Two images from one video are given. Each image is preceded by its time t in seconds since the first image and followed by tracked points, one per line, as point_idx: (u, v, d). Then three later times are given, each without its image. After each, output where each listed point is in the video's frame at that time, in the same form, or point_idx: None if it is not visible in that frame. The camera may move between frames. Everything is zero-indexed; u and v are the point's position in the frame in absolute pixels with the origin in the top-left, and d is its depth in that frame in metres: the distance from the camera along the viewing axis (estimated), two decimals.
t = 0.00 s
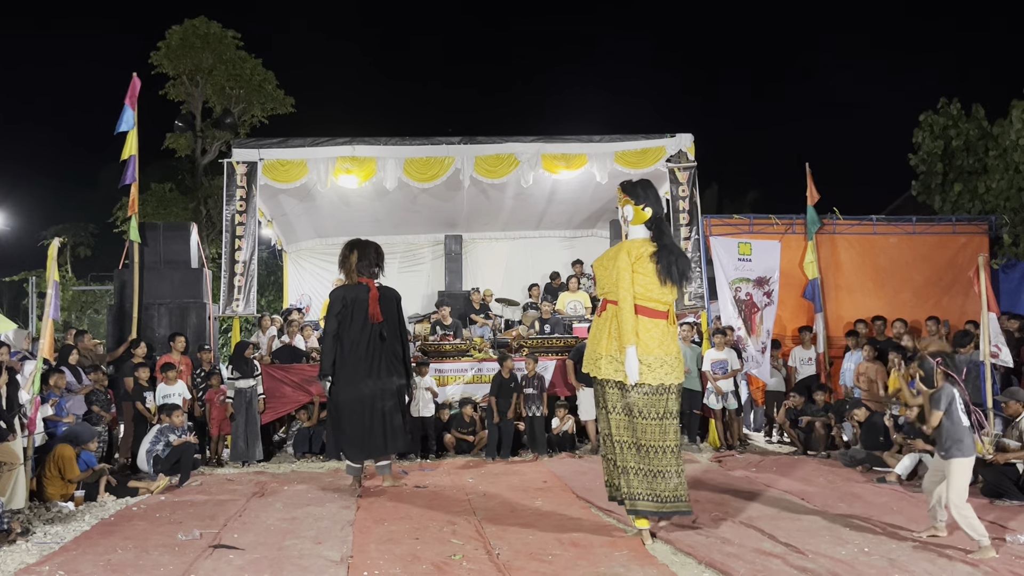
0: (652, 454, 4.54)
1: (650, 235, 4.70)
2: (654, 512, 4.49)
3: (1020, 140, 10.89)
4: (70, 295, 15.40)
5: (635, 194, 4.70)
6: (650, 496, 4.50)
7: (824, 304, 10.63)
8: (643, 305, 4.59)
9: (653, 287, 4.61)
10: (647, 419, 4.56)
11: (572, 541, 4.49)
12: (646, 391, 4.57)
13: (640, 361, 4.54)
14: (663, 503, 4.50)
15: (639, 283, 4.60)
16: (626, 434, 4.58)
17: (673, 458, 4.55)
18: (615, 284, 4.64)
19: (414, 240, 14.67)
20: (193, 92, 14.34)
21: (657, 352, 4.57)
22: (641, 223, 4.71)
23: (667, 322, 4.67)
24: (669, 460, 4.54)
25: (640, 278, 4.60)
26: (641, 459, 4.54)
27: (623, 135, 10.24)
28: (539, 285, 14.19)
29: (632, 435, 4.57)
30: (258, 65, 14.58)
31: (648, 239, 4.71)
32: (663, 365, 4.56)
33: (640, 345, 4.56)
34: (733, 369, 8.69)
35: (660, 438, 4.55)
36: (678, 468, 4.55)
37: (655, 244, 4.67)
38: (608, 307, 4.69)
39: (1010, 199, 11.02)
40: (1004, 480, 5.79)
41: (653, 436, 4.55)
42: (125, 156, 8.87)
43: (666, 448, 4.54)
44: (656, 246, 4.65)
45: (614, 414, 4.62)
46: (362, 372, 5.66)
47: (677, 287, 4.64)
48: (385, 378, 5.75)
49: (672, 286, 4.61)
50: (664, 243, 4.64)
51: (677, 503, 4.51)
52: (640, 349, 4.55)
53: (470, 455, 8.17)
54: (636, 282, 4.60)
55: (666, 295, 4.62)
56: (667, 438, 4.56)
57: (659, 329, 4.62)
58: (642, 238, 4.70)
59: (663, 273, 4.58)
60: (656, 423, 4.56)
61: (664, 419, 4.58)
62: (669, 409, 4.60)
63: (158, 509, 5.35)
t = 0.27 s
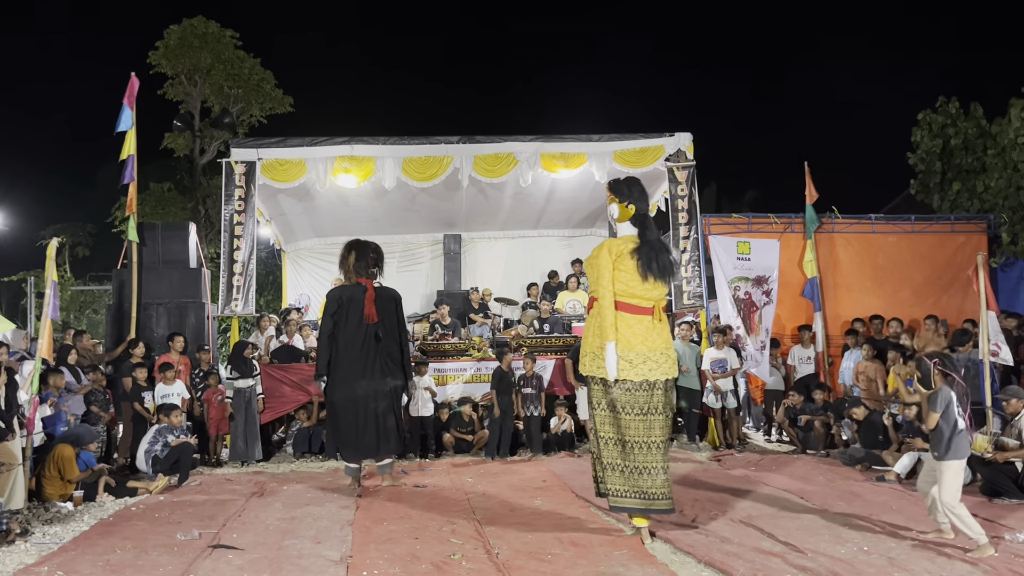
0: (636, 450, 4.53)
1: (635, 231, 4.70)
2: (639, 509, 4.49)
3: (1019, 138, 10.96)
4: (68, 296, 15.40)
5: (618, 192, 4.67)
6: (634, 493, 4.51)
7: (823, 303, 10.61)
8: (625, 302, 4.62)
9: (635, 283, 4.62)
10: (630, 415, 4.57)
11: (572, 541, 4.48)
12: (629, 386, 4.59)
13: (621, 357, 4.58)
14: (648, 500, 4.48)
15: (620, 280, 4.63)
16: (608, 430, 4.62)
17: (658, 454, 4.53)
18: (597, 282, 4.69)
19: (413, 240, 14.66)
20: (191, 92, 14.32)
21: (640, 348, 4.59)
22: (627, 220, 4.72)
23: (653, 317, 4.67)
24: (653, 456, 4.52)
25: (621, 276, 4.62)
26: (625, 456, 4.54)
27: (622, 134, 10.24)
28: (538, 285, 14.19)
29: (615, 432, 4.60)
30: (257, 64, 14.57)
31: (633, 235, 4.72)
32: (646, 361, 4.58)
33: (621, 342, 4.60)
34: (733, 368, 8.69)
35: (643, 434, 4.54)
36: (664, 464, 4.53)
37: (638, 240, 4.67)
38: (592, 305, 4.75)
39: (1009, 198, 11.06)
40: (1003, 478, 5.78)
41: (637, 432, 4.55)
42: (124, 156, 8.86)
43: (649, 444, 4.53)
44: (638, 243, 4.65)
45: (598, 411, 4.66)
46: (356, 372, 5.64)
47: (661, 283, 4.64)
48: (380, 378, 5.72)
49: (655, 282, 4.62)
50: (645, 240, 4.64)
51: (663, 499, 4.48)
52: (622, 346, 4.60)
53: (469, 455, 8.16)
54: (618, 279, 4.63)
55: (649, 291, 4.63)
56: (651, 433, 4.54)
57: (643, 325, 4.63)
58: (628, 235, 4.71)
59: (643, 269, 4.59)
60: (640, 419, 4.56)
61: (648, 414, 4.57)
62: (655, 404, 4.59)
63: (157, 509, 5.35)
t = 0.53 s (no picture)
0: (620, 450, 4.55)
1: (622, 231, 4.72)
2: (623, 508, 4.53)
3: (1017, 137, 10.98)
4: (67, 296, 15.39)
5: (605, 193, 4.70)
6: (618, 492, 4.55)
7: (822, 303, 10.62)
8: (607, 303, 4.66)
9: (618, 284, 4.65)
10: (615, 415, 4.59)
11: (570, 541, 4.48)
12: (613, 386, 4.61)
13: (604, 357, 4.62)
14: (631, 499, 4.52)
15: (603, 281, 4.68)
16: (594, 429, 4.66)
17: (642, 454, 4.54)
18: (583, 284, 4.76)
19: (412, 239, 14.66)
20: (189, 92, 14.30)
21: (623, 349, 4.61)
22: (615, 221, 4.75)
23: (639, 317, 4.66)
24: (637, 456, 4.53)
25: (604, 277, 4.67)
26: (609, 455, 4.58)
27: (621, 134, 10.22)
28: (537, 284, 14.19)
29: (600, 431, 4.62)
30: (255, 64, 14.56)
31: (620, 237, 4.74)
32: (629, 361, 4.59)
33: (603, 342, 4.65)
34: (732, 368, 8.69)
35: (627, 433, 4.56)
36: (649, 464, 4.53)
37: (622, 241, 4.70)
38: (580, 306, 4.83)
39: (1007, 197, 11.08)
40: (1001, 477, 5.78)
41: (620, 432, 4.57)
42: (122, 156, 8.85)
43: (633, 444, 4.54)
44: (622, 244, 4.69)
45: (585, 411, 4.70)
46: (350, 371, 5.63)
47: (646, 284, 4.65)
48: (374, 378, 5.71)
49: (637, 282, 4.63)
50: (629, 240, 4.67)
51: (647, 498, 4.51)
52: (604, 346, 4.64)
53: (468, 455, 8.16)
54: (602, 280, 4.68)
55: (633, 292, 4.63)
56: (634, 433, 4.55)
57: (627, 325, 4.64)
58: (616, 236, 4.75)
59: (624, 270, 4.62)
60: (624, 419, 4.57)
61: (633, 414, 4.57)
62: (640, 404, 4.58)
63: (156, 509, 5.34)
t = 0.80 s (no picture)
0: (611, 450, 4.55)
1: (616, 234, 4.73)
2: (613, 508, 4.54)
3: (1016, 137, 10.99)
4: (65, 296, 15.39)
5: (600, 196, 4.72)
6: (612, 492, 4.55)
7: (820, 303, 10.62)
8: (601, 305, 4.66)
9: (613, 287, 4.64)
10: (606, 415, 4.59)
11: (569, 540, 4.48)
12: (606, 387, 4.61)
13: (597, 359, 4.63)
14: (624, 499, 4.52)
15: (596, 283, 4.68)
16: (585, 429, 4.64)
17: (634, 454, 4.54)
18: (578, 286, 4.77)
19: (411, 239, 14.65)
20: (188, 91, 14.29)
21: (616, 351, 4.61)
22: (609, 224, 4.76)
23: (633, 320, 4.66)
24: (628, 456, 4.53)
25: (598, 279, 4.67)
26: (600, 455, 4.57)
27: (620, 133, 10.22)
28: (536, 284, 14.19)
29: (591, 432, 4.61)
30: (254, 63, 14.57)
31: (614, 240, 4.74)
32: (622, 364, 4.60)
33: (596, 344, 4.65)
34: (731, 367, 8.74)
35: (619, 434, 4.56)
36: (641, 464, 4.53)
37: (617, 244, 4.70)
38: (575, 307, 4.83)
39: (1006, 197, 11.09)
40: (1000, 476, 5.79)
41: (614, 433, 4.56)
42: (121, 156, 8.84)
43: (625, 445, 4.54)
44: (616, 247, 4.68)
45: (577, 412, 4.68)
46: (347, 371, 5.63)
47: (640, 286, 4.64)
48: (372, 378, 5.69)
49: (631, 285, 4.62)
50: (624, 244, 4.65)
51: (638, 498, 4.52)
52: (598, 348, 4.64)
53: (468, 455, 8.17)
54: (596, 282, 4.69)
55: (628, 294, 4.63)
56: (627, 434, 4.55)
57: (621, 328, 4.64)
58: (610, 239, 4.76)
59: (619, 273, 4.61)
60: (616, 419, 4.57)
61: (626, 415, 4.57)
62: (633, 405, 4.58)
63: (154, 509, 5.34)
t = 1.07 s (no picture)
0: (612, 448, 4.58)
1: (617, 234, 4.74)
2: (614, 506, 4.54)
3: (1016, 138, 10.88)
4: (64, 296, 15.39)
5: (600, 195, 4.74)
6: (611, 491, 4.56)
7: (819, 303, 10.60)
8: (603, 305, 4.68)
9: (616, 286, 4.66)
10: (608, 414, 4.62)
11: (568, 540, 4.48)
12: (607, 387, 4.64)
13: (600, 358, 4.64)
14: (624, 498, 4.54)
15: (598, 283, 4.69)
16: (585, 429, 4.64)
17: (635, 453, 4.59)
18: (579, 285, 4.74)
19: (410, 240, 14.65)
20: (187, 91, 14.28)
21: (619, 350, 4.65)
22: (609, 223, 4.76)
23: (633, 319, 4.72)
24: (628, 455, 4.58)
25: (601, 278, 4.67)
26: (602, 454, 4.59)
27: (619, 134, 10.22)
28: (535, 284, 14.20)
29: (592, 432, 4.62)
30: (253, 63, 14.57)
31: (615, 239, 4.75)
32: (625, 363, 4.64)
33: (599, 343, 4.66)
34: (730, 368, 8.77)
35: (619, 433, 4.60)
36: (641, 463, 4.58)
37: (620, 244, 4.70)
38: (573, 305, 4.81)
39: (1005, 198, 11.05)
40: (999, 477, 5.80)
41: (615, 432, 4.60)
42: (120, 155, 8.84)
43: (626, 444, 4.58)
44: (620, 247, 4.69)
45: (577, 412, 4.67)
46: (343, 371, 5.63)
47: (643, 286, 4.68)
48: (368, 379, 5.68)
49: (635, 285, 4.66)
50: (628, 244, 4.67)
51: (638, 497, 4.55)
52: (601, 347, 4.65)
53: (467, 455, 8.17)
54: (599, 281, 4.69)
55: (631, 294, 4.66)
56: (628, 433, 4.60)
57: (623, 327, 4.67)
58: (609, 238, 4.76)
59: (625, 273, 4.63)
60: (617, 419, 4.61)
61: (626, 414, 4.63)
62: (633, 405, 4.65)
63: (153, 509, 5.34)
